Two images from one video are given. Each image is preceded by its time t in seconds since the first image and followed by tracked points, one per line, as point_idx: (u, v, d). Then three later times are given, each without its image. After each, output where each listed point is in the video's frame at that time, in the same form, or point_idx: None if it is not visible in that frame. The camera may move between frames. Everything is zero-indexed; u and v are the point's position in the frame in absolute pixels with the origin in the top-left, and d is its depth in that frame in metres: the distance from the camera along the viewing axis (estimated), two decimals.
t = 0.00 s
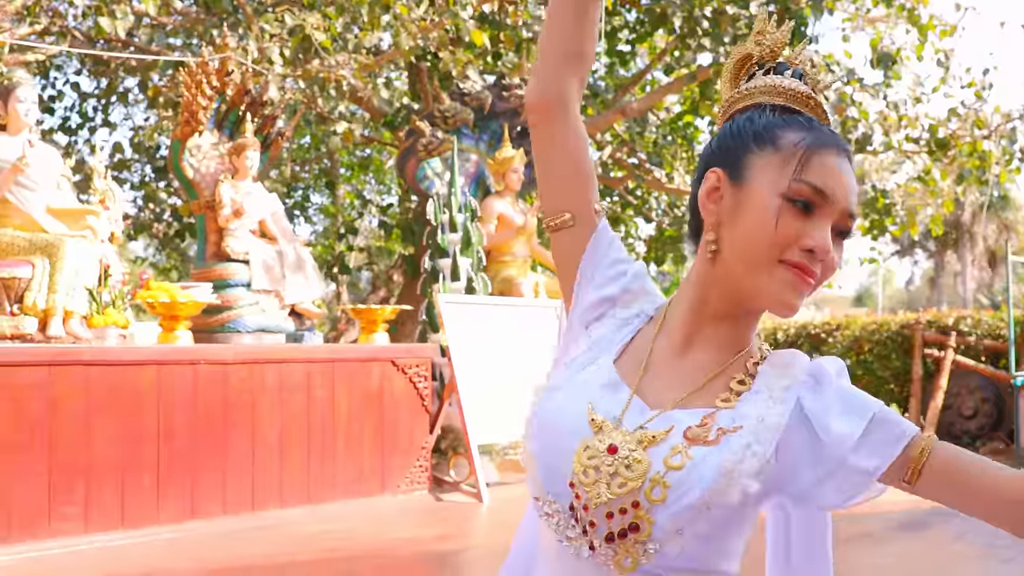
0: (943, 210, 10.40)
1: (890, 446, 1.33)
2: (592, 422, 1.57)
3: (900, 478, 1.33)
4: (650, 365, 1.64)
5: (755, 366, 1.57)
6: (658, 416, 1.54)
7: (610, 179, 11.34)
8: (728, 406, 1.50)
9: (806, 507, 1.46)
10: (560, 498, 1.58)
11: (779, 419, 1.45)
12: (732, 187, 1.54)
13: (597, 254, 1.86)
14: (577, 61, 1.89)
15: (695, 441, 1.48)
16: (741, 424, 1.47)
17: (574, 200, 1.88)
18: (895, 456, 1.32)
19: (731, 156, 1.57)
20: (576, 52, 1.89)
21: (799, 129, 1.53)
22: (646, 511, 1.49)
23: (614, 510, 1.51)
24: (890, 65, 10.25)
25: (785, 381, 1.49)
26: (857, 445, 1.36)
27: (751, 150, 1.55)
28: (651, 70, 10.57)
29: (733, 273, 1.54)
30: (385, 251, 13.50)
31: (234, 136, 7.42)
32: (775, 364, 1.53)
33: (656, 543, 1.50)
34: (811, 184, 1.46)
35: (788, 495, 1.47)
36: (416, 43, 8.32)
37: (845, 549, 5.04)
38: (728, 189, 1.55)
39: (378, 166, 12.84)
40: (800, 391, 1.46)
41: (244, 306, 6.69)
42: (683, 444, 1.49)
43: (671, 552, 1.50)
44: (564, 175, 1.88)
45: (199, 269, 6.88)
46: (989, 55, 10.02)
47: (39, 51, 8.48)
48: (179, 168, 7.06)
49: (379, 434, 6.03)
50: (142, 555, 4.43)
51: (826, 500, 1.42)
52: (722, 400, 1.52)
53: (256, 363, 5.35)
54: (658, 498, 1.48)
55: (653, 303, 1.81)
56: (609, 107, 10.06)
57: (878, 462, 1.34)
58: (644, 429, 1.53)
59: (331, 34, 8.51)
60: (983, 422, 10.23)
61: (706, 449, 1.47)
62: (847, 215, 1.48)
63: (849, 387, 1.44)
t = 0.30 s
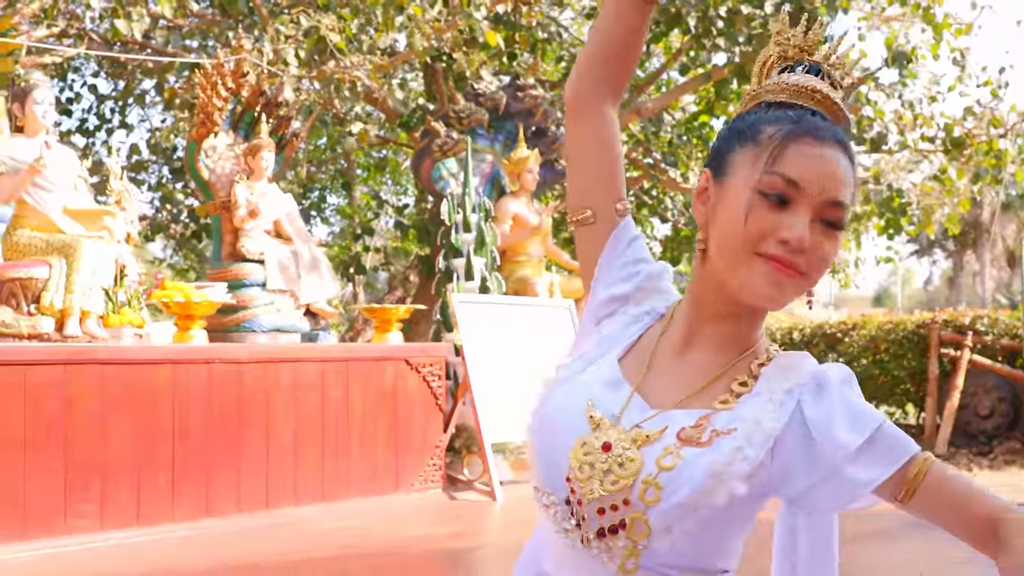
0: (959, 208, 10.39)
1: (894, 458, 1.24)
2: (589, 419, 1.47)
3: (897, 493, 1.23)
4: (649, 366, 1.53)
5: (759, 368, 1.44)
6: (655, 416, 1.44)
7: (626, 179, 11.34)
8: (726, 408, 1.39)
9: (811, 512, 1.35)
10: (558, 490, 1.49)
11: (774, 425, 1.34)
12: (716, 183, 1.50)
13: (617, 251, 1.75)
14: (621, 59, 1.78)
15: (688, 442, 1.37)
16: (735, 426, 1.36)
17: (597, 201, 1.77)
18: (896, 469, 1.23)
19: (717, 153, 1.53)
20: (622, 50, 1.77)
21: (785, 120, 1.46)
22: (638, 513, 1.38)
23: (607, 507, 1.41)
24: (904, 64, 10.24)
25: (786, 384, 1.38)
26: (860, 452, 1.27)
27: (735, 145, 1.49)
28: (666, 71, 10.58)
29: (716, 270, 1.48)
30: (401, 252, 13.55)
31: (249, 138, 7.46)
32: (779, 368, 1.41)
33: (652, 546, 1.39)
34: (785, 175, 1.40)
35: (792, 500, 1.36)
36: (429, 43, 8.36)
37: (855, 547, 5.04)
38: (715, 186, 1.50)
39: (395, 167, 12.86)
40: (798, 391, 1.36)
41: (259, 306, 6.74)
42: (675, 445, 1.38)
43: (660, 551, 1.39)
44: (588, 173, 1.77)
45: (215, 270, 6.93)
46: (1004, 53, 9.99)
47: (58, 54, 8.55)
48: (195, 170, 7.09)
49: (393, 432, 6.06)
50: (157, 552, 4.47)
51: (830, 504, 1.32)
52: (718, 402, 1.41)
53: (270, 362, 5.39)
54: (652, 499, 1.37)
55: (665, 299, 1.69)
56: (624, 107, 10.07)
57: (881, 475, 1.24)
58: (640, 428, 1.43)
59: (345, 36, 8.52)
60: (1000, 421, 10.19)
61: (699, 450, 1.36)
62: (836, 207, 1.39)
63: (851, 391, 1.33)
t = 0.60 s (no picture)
0: (977, 207, 10.32)
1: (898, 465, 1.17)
2: (592, 419, 1.37)
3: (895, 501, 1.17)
4: (654, 364, 1.42)
5: (764, 367, 1.34)
6: (659, 416, 1.34)
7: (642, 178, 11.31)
8: (727, 409, 1.30)
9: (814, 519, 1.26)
10: (561, 487, 1.39)
11: (776, 426, 1.25)
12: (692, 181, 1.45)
13: (626, 247, 1.62)
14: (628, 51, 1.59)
15: (686, 445, 1.28)
16: (735, 428, 1.27)
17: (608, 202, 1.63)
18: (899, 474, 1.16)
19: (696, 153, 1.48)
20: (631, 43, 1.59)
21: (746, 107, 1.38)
22: (636, 515, 1.29)
23: (606, 507, 1.31)
24: (921, 62, 10.17)
25: (789, 383, 1.29)
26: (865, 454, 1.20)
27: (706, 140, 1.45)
28: (683, 70, 10.54)
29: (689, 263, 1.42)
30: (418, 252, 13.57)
31: (263, 138, 7.48)
32: (782, 366, 1.32)
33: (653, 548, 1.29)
34: (722, 154, 1.33)
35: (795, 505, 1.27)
36: (444, 43, 8.34)
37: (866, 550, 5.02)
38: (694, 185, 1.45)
39: (411, 167, 12.86)
40: (802, 389, 1.28)
41: (273, 306, 6.74)
42: (674, 447, 1.29)
43: (658, 552, 1.29)
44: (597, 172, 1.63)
45: (229, 269, 6.95)
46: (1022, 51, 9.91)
47: (73, 54, 8.59)
48: (210, 170, 7.12)
49: (406, 432, 6.06)
50: (167, 550, 4.48)
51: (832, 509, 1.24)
52: (721, 403, 1.31)
53: (283, 362, 5.39)
54: (650, 501, 1.28)
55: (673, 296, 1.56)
56: (639, 106, 10.03)
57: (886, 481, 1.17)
58: (641, 429, 1.33)
59: (359, 35, 8.52)
60: (1018, 422, 10.10)
61: (698, 453, 1.27)
62: (786, 179, 1.30)
63: (857, 391, 1.25)
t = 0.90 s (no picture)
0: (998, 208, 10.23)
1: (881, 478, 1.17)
2: (586, 428, 1.40)
3: (862, 520, 1.17)
4: (646, 372, 1.45)
5: (753, 370, 1.34)
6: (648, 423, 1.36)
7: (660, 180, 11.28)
8: (716, 415, 1.31)
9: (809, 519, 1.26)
10: (556, 496, 1.42)
11: (763, 429, 1.25)
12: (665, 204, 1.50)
13: (612, 260, 1.63)
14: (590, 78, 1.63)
15: (674, 453, 1.30)
16: (722, 434, 1.28)
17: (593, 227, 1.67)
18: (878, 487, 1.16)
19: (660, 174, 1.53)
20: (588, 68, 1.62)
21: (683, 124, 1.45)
22: (625, 523, 1.31)
23: (597, 516, 1.34)
24: (940, 63, 10.10)
25: (779, 384, 1.28)
26: (847, 462, 1.19)
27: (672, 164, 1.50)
28: (701, 71, 10.52)
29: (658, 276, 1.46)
30: (438, 253, 13.59)
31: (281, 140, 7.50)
32: (772, 365, 1.31)
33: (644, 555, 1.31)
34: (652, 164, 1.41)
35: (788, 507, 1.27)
36: (460, 45, 8.35)
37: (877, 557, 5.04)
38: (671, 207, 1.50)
39: (430, 168, 12.87)
40: (791, 389, 1.27)
41: (291, 307, 6.78)
42: (661, 455, 1.31)
43: (649, 561, 1.32)
44: (580, 195, 1.68)
45: (247, 272, 7.00)
46: None
47: (93, 59, 8.65)
48: (228, 173, 7.16)
49: (422, 433, 6.09)
50: (186, 552, 4.53)
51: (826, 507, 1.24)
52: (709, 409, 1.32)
53: (300, 364, 5.43)
54: (638, 508, 1.30)
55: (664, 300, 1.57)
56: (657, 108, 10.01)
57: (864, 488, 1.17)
58: (631, 437, 1.35)
59: (377, 38, 8.54)
60: None
61: (683, 460, 1.29)
62: (703, 168, 1.35)
63: (845, 393, 1.24)
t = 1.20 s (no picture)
0: None
1: (850, 480, 1.13)
2: (577, 438, 1.40)
3: (827, 521, 1.14)
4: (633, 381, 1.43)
5: (736, 369, 1.30)
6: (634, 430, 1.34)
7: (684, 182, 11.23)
8: (700, 415, 1.28)
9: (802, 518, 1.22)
10: (553, 507, 1.42)
11: (745, 430, 1.23)
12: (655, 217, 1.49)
13: (593, 282, 1.66)
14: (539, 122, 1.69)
15: (659, 456, 1.28)
16: (705, 434, 1.25)
17: (578, 262, 1.71)
18: (845, 488, 1.12)
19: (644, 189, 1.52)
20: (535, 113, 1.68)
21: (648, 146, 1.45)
22: (617, 530, 1.29)
23: (589, 523, 1.32)
24: (965, 63, 10.00)
25: (762, 382, 1.25)
26: (827, 458, 1.15)
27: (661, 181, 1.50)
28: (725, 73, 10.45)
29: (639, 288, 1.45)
30: (463, 255, 13.64)
31: (305, 145, 7.54)
32: (756, 364, 1.28)
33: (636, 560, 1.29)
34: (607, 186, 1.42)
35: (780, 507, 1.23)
36: (482, 49, 8.36)
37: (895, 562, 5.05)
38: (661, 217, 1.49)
39: (455, 170, 12.88)
40: (772, 388, 1.24)
41: (314, 311, 6.84)
42: (647, 460, 1.29)
43: (642, 565, 1.29)
44: (563, 232, 1.74)
45: (271, 275, 7.06)
46: None
47: (118, 64, 8.74)
48: (251, 177, 7.20)
49: (443, 436, 6.13)
50: (209, 554, 4.57)
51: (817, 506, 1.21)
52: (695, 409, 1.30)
53: (322, 368, 5.47)
54: (627, 513, 1.28)
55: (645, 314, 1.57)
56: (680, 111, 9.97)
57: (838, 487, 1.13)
58: (619, 443, 1.34)
59: (400, 42, 8.57)
60: None
61: (669, 462, 1.27)
62: (636, 179, 1.34)
63: (827, 389, 1.20)
